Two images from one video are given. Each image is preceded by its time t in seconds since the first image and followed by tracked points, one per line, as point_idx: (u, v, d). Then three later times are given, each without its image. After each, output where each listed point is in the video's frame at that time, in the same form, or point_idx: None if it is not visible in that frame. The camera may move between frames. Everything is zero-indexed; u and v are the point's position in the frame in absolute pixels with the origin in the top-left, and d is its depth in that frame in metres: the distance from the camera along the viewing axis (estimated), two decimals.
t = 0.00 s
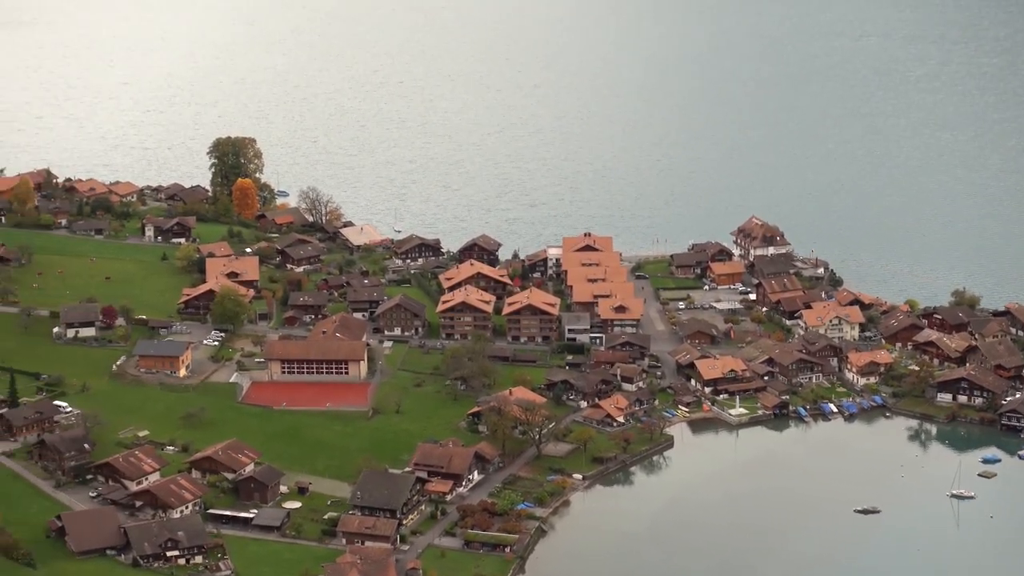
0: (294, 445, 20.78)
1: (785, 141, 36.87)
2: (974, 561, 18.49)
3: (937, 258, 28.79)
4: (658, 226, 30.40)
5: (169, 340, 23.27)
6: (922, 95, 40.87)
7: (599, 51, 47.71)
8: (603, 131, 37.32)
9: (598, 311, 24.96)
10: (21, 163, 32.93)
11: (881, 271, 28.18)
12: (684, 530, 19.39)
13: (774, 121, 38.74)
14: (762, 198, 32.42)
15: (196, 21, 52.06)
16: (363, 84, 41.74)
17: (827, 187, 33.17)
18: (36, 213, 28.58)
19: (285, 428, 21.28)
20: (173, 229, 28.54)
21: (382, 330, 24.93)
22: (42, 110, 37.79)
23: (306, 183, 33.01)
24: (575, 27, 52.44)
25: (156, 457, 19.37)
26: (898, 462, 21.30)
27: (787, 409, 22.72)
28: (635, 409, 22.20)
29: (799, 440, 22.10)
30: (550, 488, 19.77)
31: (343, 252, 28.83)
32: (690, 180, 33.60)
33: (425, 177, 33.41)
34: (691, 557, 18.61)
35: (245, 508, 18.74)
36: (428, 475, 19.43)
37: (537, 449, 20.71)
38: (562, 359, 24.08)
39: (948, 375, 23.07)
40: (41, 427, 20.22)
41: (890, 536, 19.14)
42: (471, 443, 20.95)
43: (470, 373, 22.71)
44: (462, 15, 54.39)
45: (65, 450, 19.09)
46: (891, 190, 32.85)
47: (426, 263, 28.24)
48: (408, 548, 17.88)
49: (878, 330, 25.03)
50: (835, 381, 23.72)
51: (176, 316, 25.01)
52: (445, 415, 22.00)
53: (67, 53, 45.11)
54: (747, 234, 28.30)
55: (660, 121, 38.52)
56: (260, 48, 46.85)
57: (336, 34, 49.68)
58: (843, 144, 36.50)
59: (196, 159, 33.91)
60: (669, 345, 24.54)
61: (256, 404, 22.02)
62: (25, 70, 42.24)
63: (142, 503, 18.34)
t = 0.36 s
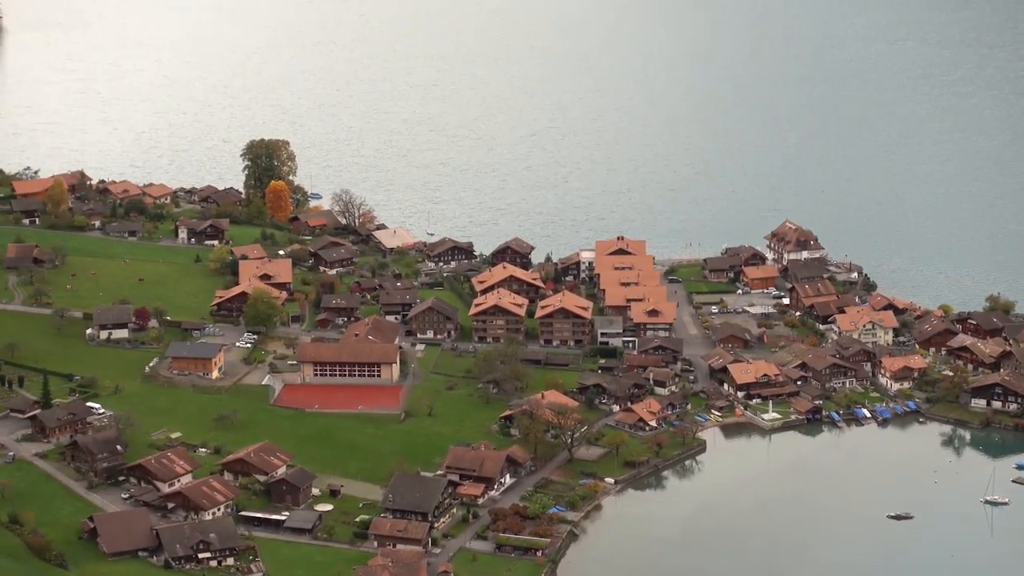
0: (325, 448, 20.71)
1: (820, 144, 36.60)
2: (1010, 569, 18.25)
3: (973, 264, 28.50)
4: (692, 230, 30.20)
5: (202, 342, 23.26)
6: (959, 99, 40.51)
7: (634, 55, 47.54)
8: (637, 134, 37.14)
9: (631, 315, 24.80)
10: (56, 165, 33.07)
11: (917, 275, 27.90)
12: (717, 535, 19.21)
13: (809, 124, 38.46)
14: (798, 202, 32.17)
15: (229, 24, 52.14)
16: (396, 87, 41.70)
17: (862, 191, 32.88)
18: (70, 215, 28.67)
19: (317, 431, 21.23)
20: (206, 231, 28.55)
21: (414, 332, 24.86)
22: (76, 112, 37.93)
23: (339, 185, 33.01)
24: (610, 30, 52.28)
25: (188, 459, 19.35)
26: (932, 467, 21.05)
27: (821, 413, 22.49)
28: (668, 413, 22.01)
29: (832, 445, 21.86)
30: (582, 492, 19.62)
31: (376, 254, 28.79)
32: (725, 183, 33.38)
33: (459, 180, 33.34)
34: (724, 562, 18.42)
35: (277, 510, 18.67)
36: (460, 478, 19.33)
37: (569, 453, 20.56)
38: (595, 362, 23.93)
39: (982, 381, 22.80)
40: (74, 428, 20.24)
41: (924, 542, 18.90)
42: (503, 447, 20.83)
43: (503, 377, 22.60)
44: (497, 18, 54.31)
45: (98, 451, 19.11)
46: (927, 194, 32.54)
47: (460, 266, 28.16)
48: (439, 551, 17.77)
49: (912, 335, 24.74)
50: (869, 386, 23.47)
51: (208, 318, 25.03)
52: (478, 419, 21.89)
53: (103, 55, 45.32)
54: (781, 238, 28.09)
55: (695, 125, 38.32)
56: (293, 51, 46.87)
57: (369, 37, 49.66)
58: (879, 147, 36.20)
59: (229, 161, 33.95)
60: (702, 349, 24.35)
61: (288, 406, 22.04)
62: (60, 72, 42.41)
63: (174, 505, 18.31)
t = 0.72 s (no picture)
0: (357, 450, 20.70)
1: (855, 148, 36.36)
2: None
3: (1008, 269, 28.24)
4: (725, 234, 30.05)
5: (235, 344, 23.30)
6: (994, 103, 40.21)
7: (668, 58, 47.39)
8: (670, 138, 36.99)
9: (663, 318, 24.70)
10: (90, 166, 33.25)
11: (951, 280, 27.66)
12: (749, 539, 19.06)
13: (844, 127, 38.22)
14: (832, 206, 31.97)
15: (263, 26, 52.30)
16: (429, 90, 41.70)
17: (897, 195, 32.64)
18: (104, 217, 28.78)
19: (348, 433, 21.22)
20: (240, 233, 28.62)
21: (446, 335, 24.85)
22: (110, 114, 38.09)
23: (372, 188, 33.04)
24: (644, 34, 52.15)
25: (220, 461, 19.38)
26: (965, 473, 20.84)
27: (853, 418, 22.32)
28: (700, 417, 21.88)
29: (865, 450, 21.67)
30: (613, 495, 19.50)
31: (408, 257, 28.79)
32: (759, 187, 33.21)
33: (491, 182, 33.30)
34: (756, 568, 18.26)
35: (308, 512, 18.65)
36: (491, 481, 19.27)
37: (601, 456, 20.45)
38: (627, 365, 23.82)
39: (1015, 386, 22.55)
40: (107, 430, 20.32)
41: (957, 548, 18.72)
42: (534, 450, 20.76)
43: (535, 380, 22.55)
44: (530, 21, 54.27)
45: (130, 453, 19.21)
46: (962, 199, 32.28)
47: (492, 269, 28.14)
48: (470, 554, 17.72)
49: (945, 340, 24.51)
50: (901, 391, 23.28)
51: (241, 320, 25.09)
52: (509, 421, 21.83)
53: (139, 57, 45.59)
54: (814, 242, 27.90)
55: (729, 128, 38.14)
56: (325, 54, 46.94)
57: (402, 40, 49.72)
58: (914, 151, 35.93)
59: (262, 164, 34.03)
60: (735, 353, 24.21)
61: (320, 409, 22.06)
62: (95, 75, 42.61)
63: (206, 506, 18.36)
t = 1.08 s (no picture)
0: (389, 452, 20.72)
1: (889, 152, 36.15)
2: None
3: None
4: (758, 238, 29.92)
5: (268, 346, 23.36)
6: None
7: (702, 61, 47.27)
8: (704, 141, 36.88)
9: (695, 322, 24.60)
10: (125, 168, 33.46)
11: (986, 285, 27.45)
12: (781, 543, 18.95)
13: (878, 131, 38.00)
14: (866, 210, 31.78)
15: (296, 29, 52.48)
16: (462, 92, 41.74)
17: (932, 199, 32.41)
18: (138, 218, 28.95)
19: (380, 435, 21.24)
20: (273, 235, 28.72)
21: (478, 338, 24.84)
22: (145, 116, 38.30)
23: (405, 190, 33.10)
24: (678, 37, 52.03)
25: (252, 462, 19.44)
26: (997, 478, 20.68)
27: (885, 423, 22.16)
28: (732, 421, 21.77)
29: (897, 455, 21.51)
30: (644, 499, 19.42)
31: (441, 259, 28.80)
32: (793, 190, 33.04)
33: (525, 185, 33.27)
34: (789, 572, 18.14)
35: (340, 514, 18.67)
36: (523, 484, 19.22)
37: (632, 460, 20.38)
38: (659, 369, 23.73)
39: None
40: (140, 430, 20.38)
41: (990, 554, 18.56)
42: (566, 453, 20.72)
43: (567, 383, 22.50)
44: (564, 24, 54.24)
45: (163, 454, 19.28)
46: (997, 204, 32.04)
47: (524, 271, 28.12)
48: (501, 557, 17.68)
49: (978, 344, 24.31)
50: (934, 396, 23.11)
51: (274, 322, 25.15)
52: (541, 424, 21.79)
53: (174, 59, 45.88)
54: (847, 245, 27.73)
55: (763, 131, 37.99)
56: (359, 56, 47.07)
57: (435, 42, 49.78)
58: (948, 154, 35.69)
59: (295, 167, 34.15)
60: (767, 357, 24.09)
61: (353, 411, 22.08)
62: (130, 77, 42.88)
63: (239, 507, 18.39)
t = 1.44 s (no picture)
0: (421, 454, 20.72)
1: (924, 155, 35.90)
2: None
3: None
4: (793, 241, 29.76)
5: (301, 348, 23.39)
6: None
7: (736, 64, 47.08)
8: (738, 144, 36.73)
9: (727, 326, 24.49)
10: (160, 170, 33.64)
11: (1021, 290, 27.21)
12: (813, 548, 18.82)
13: (914, 135, 37.75)
14: (901, 214, 31.56)
15: (330, 31, 52.63)
16: (495, 95, 41.75)
17: (968, 203, 32.15)
18: (172, 219, 29.07)
19: (411, 437, 21.24)
20: (306, 237, 28.78)
21: (510, 340, 24.80)
22: (179, 117, 38.49)
23: (438, 193, 33.11)
24: (712, 40, 51.86)
25: (285, 463, 19.46)
26: None
27: (917, 427, 21.99)
28: (764, 425, 21.64)
29: (930, 461, 21.34)
30: (676, 502, 19.32)
31: (474, 262, 28.79)
32: (828, 194, 32.84)
33: (557, 188, 33.23)
34: None
35: (371, 516, 18.67)
36: (554, 486, 19.14)
37: (664, 463, 20.28)
38: (691, 372, 23.63)
39: None
40: (173, 431, 20.45)
41: None
42: (597, 456, 20.66)
43: (599, 386, 22.44)
44: (597, 27, 54.20)
45: (196, 455, 19.34)
46: None
47: (557, 274, 28.07)
48: (533, 559, 17.64)
49: (1011, 349, 24.08)
50: (966, 401, 22.91)
51: (307, 323, 25.19)
52: (573, 427, 21.73)
53: (209, 60, 46.14)
54: (879, 249, 27.55)
55: (797, 135, 37.79)
56: (392, 58, 47.16)
57: (468, 45, 49.82)
58: (984, 158, 35.43)
59: (329, 169, 34.24)
60: (799, 361, 23.95)
61: (385, 413, 22.08)
62: (164, 78, 43.11)
63: (271, 509, 18.43)
